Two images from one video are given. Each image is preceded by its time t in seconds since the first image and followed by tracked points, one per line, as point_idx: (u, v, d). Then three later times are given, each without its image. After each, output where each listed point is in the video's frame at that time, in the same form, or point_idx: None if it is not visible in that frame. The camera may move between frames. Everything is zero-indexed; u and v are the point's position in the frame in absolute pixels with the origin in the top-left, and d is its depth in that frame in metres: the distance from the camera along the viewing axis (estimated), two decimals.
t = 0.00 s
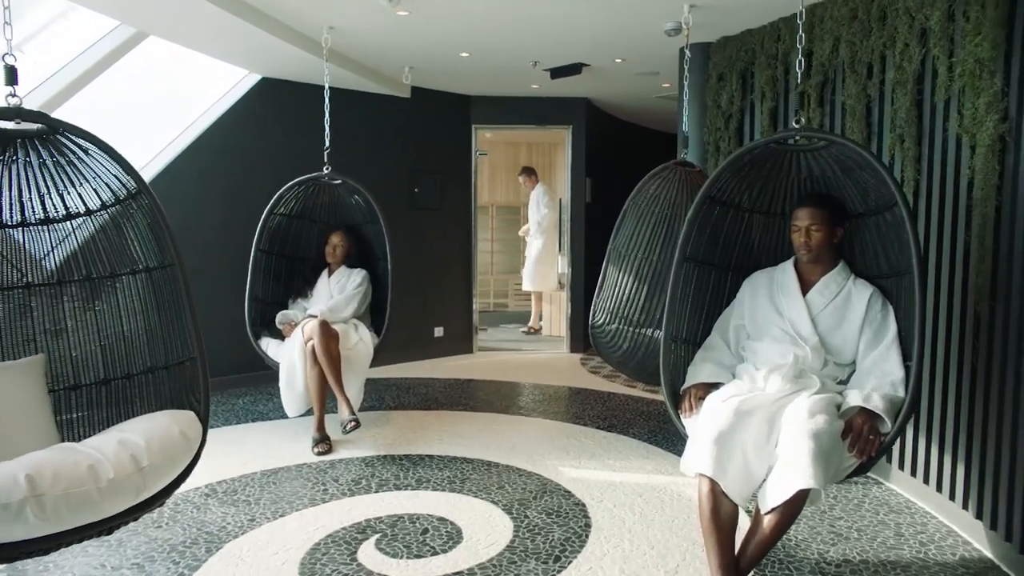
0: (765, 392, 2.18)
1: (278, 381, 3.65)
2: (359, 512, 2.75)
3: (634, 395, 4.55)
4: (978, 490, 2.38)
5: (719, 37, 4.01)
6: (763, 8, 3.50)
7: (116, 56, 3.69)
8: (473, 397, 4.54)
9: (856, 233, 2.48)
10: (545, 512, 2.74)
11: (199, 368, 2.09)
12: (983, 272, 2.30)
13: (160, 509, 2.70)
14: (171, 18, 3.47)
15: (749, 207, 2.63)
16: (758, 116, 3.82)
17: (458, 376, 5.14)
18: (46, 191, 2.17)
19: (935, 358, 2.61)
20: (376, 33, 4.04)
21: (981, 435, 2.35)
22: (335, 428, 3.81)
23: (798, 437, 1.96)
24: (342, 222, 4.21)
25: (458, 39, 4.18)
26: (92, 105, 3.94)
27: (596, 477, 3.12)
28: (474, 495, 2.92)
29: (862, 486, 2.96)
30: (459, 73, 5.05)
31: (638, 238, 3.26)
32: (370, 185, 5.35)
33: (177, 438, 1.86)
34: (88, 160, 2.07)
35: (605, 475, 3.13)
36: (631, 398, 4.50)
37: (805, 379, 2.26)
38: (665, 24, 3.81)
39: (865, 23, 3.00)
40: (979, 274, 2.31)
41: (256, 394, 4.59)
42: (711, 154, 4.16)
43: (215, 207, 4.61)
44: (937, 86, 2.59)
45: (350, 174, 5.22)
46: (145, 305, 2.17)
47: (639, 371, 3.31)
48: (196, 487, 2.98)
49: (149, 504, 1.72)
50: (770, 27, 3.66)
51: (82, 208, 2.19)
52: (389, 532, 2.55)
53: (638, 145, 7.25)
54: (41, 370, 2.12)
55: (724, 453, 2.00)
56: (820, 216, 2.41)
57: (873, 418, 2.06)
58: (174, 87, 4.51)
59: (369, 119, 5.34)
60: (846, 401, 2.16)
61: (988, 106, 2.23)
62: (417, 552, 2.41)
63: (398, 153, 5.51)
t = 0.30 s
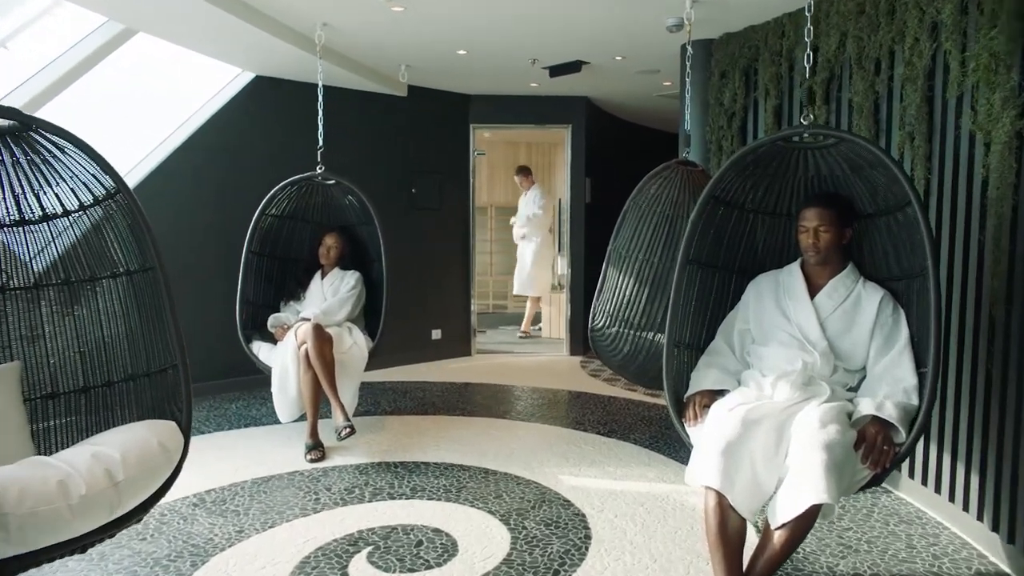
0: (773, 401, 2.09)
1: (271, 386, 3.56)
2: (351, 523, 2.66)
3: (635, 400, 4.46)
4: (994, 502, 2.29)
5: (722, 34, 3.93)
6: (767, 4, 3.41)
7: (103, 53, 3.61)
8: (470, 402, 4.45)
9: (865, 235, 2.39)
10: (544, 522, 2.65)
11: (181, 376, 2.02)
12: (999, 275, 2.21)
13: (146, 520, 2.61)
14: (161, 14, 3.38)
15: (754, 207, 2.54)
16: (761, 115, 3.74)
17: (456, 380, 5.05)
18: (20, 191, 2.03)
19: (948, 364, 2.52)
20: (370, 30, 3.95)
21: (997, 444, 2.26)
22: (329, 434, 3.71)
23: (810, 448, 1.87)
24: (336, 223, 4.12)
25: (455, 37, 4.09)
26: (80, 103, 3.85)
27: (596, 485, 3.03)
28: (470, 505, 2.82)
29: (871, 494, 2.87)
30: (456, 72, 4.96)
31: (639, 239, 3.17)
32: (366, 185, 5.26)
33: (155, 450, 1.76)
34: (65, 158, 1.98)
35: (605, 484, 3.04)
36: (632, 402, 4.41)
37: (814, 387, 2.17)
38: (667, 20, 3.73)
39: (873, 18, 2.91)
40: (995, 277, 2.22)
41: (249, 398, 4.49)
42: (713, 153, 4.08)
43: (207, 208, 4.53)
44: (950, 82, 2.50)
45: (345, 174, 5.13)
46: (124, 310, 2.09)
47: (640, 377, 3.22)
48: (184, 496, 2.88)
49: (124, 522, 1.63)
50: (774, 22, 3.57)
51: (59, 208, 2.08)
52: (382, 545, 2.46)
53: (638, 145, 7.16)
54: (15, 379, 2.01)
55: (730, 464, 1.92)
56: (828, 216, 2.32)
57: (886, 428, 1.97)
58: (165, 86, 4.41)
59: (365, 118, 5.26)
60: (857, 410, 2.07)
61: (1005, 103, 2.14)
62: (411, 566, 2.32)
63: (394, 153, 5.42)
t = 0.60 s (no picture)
0: (783, 406, 2.00)
1: (264, 389, 3.48)
2: (345, 531, 2.57)
3: (637, 402, 4.38)
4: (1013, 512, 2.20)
5: (727, 28, 3.84)
6: None
7: (93, 46, 3.52)
8: (469, 404, 4.36)
9: (878, 233, 2.30)
10: (544, 531, 2.56)
11: (164, 381, 1.95)
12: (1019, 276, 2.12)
13: (132, 529, 2.53)
14: (150, 8, 3.30)
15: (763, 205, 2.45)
16: (767, 111, 3.65)
17: (454, 381, 4.96)
18: None
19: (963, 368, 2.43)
20: (367, 24, 3.87)
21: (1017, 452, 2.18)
22: (324, 439, 3.63)
23: (823, 456, 1.78)
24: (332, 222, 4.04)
25: (454, 31, 4.01)
26: (68, 100, 3.77)
27: (598, 492, 2.94)
28: (468, 512, 2.74)
29: (882, 502, 2.78)
30: (455, 68, 4.88)
31: (643, 237, 3.09)
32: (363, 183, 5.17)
33: (134, 460, 1.68)
34: (43, 154, 1.90)
35: (608, 490, 2.95)
36: (634, 405, 4.32)
37: (826, 392, 2.08)
38: (671, 13, 3.64)
39: (883, 10, 2.82)
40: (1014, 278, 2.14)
41: (244, 401, 4.41)
42: (717, 150, 3.98)
43: (201, 206, 4.44)
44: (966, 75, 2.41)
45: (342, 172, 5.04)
46: (104, 312, 2.00)
47: (643, 380, 3.13)
48: (173, 503, 2.80)
49: (103, 536, 1.55)
50: (781, 16, 3.48)
51: (38, 205, 1.98)
52: (376, 555, 2.37)
53: (640, 143, 7.06)
54: None
55: (739, 473, 1.83)
56: (840, 214, 2.23)
57: (902, 435, 1.88)
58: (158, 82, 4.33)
59: (363, 116, 5.17)
60: (871, 416, 1.98)
61: None
62: None
63: (392, 151, 5.33)
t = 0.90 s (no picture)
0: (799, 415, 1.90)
1: (258, 393, 3.37)
2: (339, 543, 2.47)
3: (640, 405, 4.28)
4: None
5: (734, 22, 3.73)
6: None
7: (81, 39, 3.42)
8: (468, 408, 4.26)
9: (895, 233, 2.20)
10: (546, 543, 2.46)
11: (147, 389, 1.87)
12: None
13: (117, 542, 2.42)
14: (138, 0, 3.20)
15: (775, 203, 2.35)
16: (775, 107, 3.55)
17: (454, 384, 4.86)
18: None
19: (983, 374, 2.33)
20: (363, 18, 3.77)
21: None
22: (319, 444, 3.53)
23: (843, 469, 1.68)
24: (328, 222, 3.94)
25: (452, 26, 3.91)
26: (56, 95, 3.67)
27: (602, 500, 2.84)
28: (468, 522, 2.63)
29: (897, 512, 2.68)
30: (455, 64, 4.78)
31: (648, 237, 2.99)
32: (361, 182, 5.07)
33: (111, 474, 1.60)
34: (15, 149, 1.79)
35: (612, 499, 2.85)
36: (637, 409, 4.22)
37: (843, 399, 1.98)
38: (676, 6, 3.53)
39: (898, 1, 2.72)
40: None
41: (238, 404, 4.31)
42: (723, 148, 3.88)
43: (195, 205, 4.34)
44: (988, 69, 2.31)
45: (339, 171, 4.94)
46: (81, 316, 1.90)
47: (648, 384, 3.03)
48: (161, 513, 2.70)
49: (77, 556, 1.47)
50: (789, 9, 3.38)
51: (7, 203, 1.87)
52: (372, 569, 2.27)
53: (642, 142, 6.96)
54: None
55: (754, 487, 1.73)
56: (857, 212, 2.13)
57: (925, 446, 1.78)
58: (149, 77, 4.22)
59: (359, 113, 5.07)
60: (891, 425, 1.88)
61: None
62: None
63: (390, 149, 5.22)
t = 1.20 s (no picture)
0: (814, 422, 1.82)
1: (253, 397, 3.29)
2: (334, 553, 2.38)
3: (644, 409, 4.19)
4: None
5: (739, 16, 3.65)
6: None
7: (68, 34, 3.34)
8: (468, 411, 4.18)
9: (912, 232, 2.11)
10: (549, 553, 2.37)
11: (129, 396, 1.81)
12: None
13: (102, 553, 2.34)
14: None
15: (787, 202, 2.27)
16: (782, 104, 3.47)
17: (453, 387, 4.78)
18: None
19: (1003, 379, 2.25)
20: (360, 13, 3.68)
21: None
22: (315, 449, 3.44)
23: (864, 481, 1.60)
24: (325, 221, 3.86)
25: (452, 22, 3.82)
26: (44, 93, 3.59)
27: (606, 508, 2.75)
28: (467, 532, 2.55)
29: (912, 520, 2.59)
30: (454, 60, 4.69)
31: (653, 236, 2.90)
32: (359, 181, 4.99)
33: (90, 488, 1.55)
34: None
35: (616, 507, 2.76)
36: (641, 412, 4.14)
37: (859, 406, 1.89)
38: None
39: None
40: None
41: (233, 408, 4.22)
42: (729, 145, 3.80)
43: (189, 205, 4.26)
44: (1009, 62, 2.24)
45: (336, 170, 4.85)
46: (56, 323, 1.80)
47: (652, 388, 2.95)
48: (149, 522, 2.61)
49: None
50: (797, 3, 3.30)
51: None
52: None
53: (644, 141, 6.88)
54: None
55: (768, 499, 1.65)
56: (872, 211, 2.05)
57: (948, 455, 1.69)
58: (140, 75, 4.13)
59: (357, 112, 4.98)
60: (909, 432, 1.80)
61: None
62: None
63: (388, 147, 5.14)
